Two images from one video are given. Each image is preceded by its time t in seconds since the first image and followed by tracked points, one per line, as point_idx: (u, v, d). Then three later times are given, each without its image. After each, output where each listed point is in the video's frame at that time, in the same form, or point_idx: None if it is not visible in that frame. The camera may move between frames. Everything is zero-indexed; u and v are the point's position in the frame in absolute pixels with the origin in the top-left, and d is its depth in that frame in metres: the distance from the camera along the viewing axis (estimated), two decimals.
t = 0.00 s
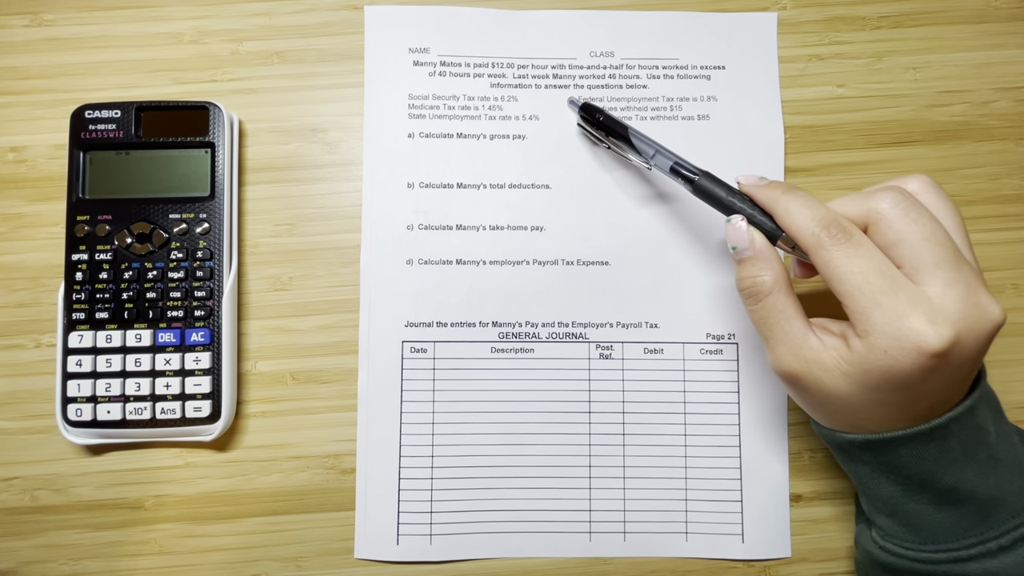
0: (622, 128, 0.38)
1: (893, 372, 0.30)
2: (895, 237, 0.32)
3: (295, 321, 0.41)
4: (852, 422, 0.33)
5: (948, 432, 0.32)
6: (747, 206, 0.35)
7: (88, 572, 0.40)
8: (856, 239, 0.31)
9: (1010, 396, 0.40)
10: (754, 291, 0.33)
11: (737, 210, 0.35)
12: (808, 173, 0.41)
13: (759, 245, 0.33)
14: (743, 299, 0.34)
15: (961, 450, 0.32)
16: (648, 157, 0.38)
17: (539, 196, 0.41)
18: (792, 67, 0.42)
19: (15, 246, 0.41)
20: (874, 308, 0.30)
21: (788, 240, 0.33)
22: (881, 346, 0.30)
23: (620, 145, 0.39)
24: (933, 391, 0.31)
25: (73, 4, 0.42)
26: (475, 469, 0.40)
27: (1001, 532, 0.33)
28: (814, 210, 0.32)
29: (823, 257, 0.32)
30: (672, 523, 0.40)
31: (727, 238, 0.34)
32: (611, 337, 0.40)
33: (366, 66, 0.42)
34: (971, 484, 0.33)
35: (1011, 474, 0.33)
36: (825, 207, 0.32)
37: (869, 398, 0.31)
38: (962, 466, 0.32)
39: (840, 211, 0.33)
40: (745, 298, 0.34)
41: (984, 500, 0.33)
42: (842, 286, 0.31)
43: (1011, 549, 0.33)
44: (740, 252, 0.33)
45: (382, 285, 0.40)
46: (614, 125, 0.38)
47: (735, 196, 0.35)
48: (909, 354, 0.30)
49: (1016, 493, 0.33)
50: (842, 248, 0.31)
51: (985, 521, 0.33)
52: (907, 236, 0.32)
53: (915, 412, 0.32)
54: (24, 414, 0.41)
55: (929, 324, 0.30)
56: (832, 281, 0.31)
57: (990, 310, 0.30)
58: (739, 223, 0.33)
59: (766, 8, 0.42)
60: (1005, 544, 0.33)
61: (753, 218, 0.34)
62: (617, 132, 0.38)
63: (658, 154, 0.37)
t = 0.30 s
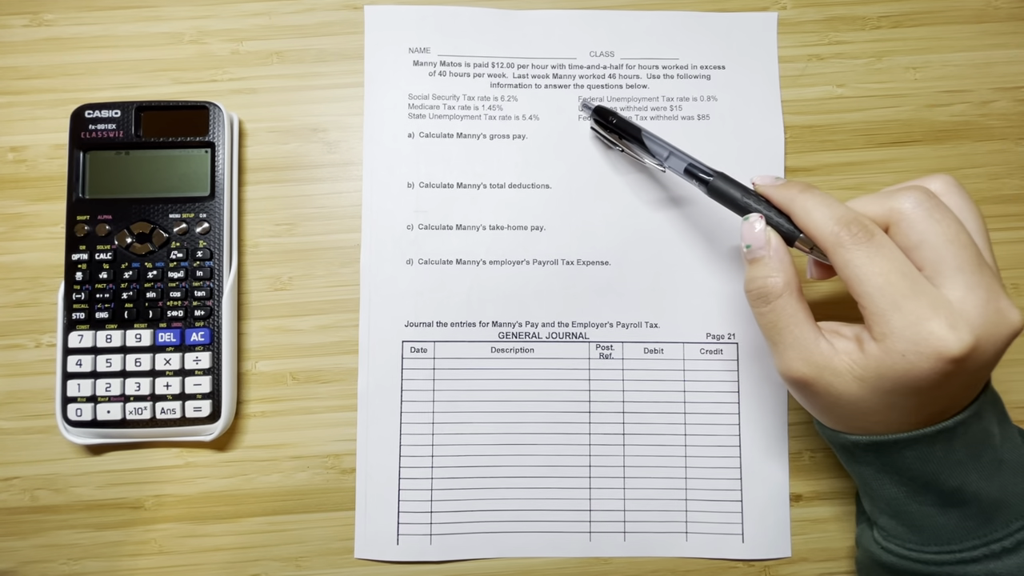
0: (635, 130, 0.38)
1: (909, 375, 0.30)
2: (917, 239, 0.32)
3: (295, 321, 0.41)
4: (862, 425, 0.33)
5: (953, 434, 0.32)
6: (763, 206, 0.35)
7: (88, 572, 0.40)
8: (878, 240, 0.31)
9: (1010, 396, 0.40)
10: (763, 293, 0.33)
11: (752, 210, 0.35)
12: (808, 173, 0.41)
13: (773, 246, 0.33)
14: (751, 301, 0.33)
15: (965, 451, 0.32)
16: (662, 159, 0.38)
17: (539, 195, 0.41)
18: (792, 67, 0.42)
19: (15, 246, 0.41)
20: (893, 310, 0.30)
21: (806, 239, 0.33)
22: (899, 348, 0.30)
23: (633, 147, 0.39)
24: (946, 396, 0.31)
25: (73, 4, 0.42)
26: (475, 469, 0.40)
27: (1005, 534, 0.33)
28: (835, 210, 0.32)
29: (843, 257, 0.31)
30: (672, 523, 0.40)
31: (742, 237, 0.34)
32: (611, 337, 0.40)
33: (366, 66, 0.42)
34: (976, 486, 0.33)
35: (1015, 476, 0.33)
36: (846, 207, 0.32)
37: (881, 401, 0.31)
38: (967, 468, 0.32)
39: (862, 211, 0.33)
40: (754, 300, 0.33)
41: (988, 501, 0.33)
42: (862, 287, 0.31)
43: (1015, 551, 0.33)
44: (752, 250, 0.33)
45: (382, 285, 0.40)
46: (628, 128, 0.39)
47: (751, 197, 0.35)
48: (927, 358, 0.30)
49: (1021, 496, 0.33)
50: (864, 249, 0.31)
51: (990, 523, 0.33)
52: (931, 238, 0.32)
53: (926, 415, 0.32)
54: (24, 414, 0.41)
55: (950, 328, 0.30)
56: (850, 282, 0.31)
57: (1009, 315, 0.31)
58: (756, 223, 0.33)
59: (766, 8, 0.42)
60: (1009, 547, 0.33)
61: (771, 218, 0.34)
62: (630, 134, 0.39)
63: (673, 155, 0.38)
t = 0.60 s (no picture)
0: (647, 128, 0.38)
1: (920, 375, 0.30)
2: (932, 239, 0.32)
3: (295, 321, 0.41)
4: (870, 425, 0.33)
5: (956, 434, 0.32)
6: (774, 203, 0.34)
7: (88, 572, 0.40)
8: (894, 238, 0.31)
9: (1011, 397, 0.40)
10: (772, 291, 0.32)
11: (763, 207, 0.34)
12: (808, 173, 0.41)
13: (785, 244, 0.32)
14: (758, 299, 0.33)
15: (969, 452, 0.32)
16: (674, 156, 0.38)
17: (539, 196, 0.41)
18: (792, 67, 0.42)
19: (15, 246, 0.41)
20: (907, 310, 0.30)
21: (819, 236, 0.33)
22: (911, 348, 0.30)
23: (646, 144, 0.39)
24: (956, 396, 0.31)
25: (73, 4, 0.42)
26: (476, 469, 0.40)
27: (1007, 535, 0.33)
28: (850, 206, 0.32)
29: (858, 254, 0.31)
30: (672, 523, 0.40)
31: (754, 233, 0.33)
32: (611, 337, 0.40)
33: (366, 66, 0.42)
34: (979, 487, 0.33)
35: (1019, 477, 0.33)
36: (861, 204, 0.32)
37: (890, 401, 0.31)
38: (970, 469, 0.32)
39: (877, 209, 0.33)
40: (762, 298, 0.33)
41: (991, 502, 0.33)
42: (876, 285, 0.31)
43: (1017, 552, 0.33)
44: (763, 247, 0.33)
45: (382, 285, 0.40)
46: (640, 125, 0.39)
47: (763, 195, 0.35)
48: (940, 358, 0.30)
49: None
50: (879, 247, 0.31)
51: (993, 524, 0.33)
52: (946, 238, 0.32)
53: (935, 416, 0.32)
54: (24, 414, 0.41)
55: (964, 328, 0.30)
56: (863, 280, 0.31)
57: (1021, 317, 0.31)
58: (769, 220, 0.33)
59: (766, 8, 0.42)
60: (1011, 547, 0.33)
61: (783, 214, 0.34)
62: (643, 132, 0.38)
63: (684, 152, 0.37)
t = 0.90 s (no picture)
0: (661, 128, 0.38)
1: (937, 376, 0.30)
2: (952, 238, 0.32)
3: (295, 321, 0.41)
4: (882, 425, 0.32)
5: (963, 436, 0.32)
6: (790, 203, 0.34)
7: (88, 572, 0.40)
8: (914, 237, 0.31)
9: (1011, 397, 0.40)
10: (785, 292, 0.32)
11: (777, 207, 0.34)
12: (809, 173, 0.41)
13: (800, 244, 0.32)
14: (770, 299, 0.33)
15: (975, 454, 0.32)
16: (688, 157, 0.38)
17: (539, 196, 0.41)
18: (792, 67, 0.42)
19: (15, 246, 0.41)
20: (925, 309, 0.30)
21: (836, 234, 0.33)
22: (929, 349, 0.30)
23: (658, 144, 0.39)
24: (973, 398, 0.31)
25: (73, 4, 0.42)
26: (476, 469, 0.40)
27: (1012, 538, 0.33)
28: (868, 205, 0.32)
29: (875, 252, 0.31)
30: (672, 523, 0.40)
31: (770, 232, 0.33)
32: (611, 337, 0.40)
33: (366, 66, 0.42)
34: (985, 489, 0.32)
35: None
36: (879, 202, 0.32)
37: (905, 402, 0.31)
38: (976, 471, 0.32)
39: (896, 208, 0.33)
40: (775, 298, 0.32)
41: (996, 505, 0.33)
42: (895, 284, 0.30)
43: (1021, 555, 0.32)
44: (778, 245, 0.32)
45: (382, 285, 0.40)
46: (653, 125, 0.39)
47: (779, 194, 0.34)
48: (959, 358, 0.30)
49: None
50: (899, 245, 0.31)
51: (998, 526, 0.33)
52: (968, 237, 0.31)
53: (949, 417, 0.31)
54: (24, 414, 0.41)
55: (984, 329, 0.30)
56: (882, 279, 0.31)
57: None
58: (784, 218, 0.33)
59: (767, 8, 0.42)
60: (1015, 550, 0.32)
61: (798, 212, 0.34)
62: (657, 132, 0.38)
63: (698, 153, 0.37)
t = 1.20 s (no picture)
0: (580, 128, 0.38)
1: (882, 380, 0.30)
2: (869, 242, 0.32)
3: (296, 321, 0.41)
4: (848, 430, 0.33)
5: (935, 434, 0.32)
6: (721, 209, 0.35)
7: (88, 572, 0.40)
8: (837, 246, 0.31)
9: (1010, 397, 0.40)
10: (744, 297, 0.33)
11: (710, 212, 0.35)
12: (808, 173, 0.41)
13: (741, 254, 0.32)
14: (734, 304, 0.34)
15: (947, 450, 0.32)
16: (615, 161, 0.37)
17: (540, 195, 0.41)
18: (792, 67, 0.42)
19: (15, 246, 0.41)
20: (862, 317, 0.30)
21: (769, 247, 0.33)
22: (872, 355, 0.30)
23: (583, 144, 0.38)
24: (923, 396, 0.31)
25: (73, 4, 0.42)
26: (476, 469, 0.40)
27: (990, 532, 0.33)
28: (798, 218, 0.32)
29: (807, 265, 0.31)
30: (672, 523, 0.40)
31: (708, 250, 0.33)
32: (611, 337, 0.40)
33: (366, 67, 0.42)
34: (959, 484, 0.33)
35: (999, 473, 0.33)
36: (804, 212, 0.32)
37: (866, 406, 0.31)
38: (950, 467, 0.32)
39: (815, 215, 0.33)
40: (737, 304, 0.34)
41: (973, 499, 0.33)
42: (831, 294, 0.31)
43: (1000, 549, 0.32)
44: (722, 261, 0.33)
45: (382, 285, 0.40)
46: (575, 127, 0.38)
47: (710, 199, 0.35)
48: (898, 362, 0.30)
49: (1006, 493, 0.33)
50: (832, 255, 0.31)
51: (975, 521, 0.33)
52: (888, 242, 0.32)
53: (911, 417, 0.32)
54: (24, 414, 0.41)
55: (918, 330, 0.30)
56: (819, 291, 0.31)
57: (973, 309, 0.31)
58: (717, 236, 0.33)
59: (766, 8, 0.42)
60: (994, 544, 0.32)
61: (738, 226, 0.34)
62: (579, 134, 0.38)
63: (624, 156, 0.37)
